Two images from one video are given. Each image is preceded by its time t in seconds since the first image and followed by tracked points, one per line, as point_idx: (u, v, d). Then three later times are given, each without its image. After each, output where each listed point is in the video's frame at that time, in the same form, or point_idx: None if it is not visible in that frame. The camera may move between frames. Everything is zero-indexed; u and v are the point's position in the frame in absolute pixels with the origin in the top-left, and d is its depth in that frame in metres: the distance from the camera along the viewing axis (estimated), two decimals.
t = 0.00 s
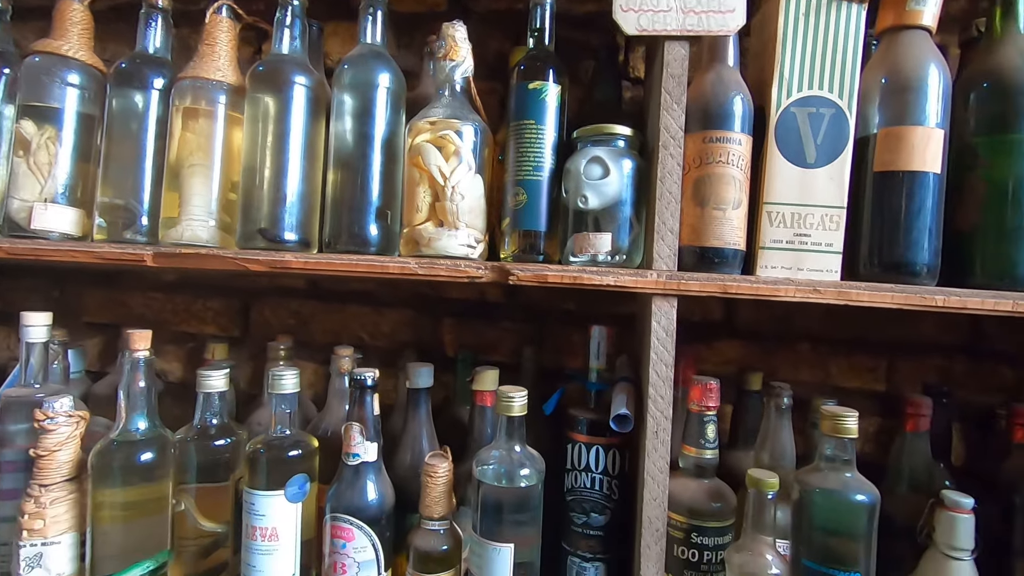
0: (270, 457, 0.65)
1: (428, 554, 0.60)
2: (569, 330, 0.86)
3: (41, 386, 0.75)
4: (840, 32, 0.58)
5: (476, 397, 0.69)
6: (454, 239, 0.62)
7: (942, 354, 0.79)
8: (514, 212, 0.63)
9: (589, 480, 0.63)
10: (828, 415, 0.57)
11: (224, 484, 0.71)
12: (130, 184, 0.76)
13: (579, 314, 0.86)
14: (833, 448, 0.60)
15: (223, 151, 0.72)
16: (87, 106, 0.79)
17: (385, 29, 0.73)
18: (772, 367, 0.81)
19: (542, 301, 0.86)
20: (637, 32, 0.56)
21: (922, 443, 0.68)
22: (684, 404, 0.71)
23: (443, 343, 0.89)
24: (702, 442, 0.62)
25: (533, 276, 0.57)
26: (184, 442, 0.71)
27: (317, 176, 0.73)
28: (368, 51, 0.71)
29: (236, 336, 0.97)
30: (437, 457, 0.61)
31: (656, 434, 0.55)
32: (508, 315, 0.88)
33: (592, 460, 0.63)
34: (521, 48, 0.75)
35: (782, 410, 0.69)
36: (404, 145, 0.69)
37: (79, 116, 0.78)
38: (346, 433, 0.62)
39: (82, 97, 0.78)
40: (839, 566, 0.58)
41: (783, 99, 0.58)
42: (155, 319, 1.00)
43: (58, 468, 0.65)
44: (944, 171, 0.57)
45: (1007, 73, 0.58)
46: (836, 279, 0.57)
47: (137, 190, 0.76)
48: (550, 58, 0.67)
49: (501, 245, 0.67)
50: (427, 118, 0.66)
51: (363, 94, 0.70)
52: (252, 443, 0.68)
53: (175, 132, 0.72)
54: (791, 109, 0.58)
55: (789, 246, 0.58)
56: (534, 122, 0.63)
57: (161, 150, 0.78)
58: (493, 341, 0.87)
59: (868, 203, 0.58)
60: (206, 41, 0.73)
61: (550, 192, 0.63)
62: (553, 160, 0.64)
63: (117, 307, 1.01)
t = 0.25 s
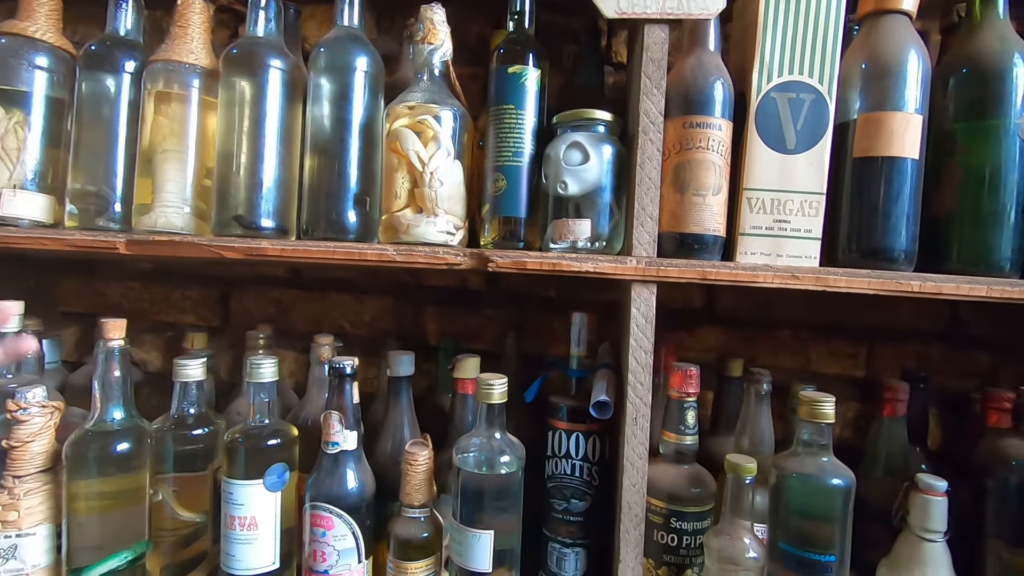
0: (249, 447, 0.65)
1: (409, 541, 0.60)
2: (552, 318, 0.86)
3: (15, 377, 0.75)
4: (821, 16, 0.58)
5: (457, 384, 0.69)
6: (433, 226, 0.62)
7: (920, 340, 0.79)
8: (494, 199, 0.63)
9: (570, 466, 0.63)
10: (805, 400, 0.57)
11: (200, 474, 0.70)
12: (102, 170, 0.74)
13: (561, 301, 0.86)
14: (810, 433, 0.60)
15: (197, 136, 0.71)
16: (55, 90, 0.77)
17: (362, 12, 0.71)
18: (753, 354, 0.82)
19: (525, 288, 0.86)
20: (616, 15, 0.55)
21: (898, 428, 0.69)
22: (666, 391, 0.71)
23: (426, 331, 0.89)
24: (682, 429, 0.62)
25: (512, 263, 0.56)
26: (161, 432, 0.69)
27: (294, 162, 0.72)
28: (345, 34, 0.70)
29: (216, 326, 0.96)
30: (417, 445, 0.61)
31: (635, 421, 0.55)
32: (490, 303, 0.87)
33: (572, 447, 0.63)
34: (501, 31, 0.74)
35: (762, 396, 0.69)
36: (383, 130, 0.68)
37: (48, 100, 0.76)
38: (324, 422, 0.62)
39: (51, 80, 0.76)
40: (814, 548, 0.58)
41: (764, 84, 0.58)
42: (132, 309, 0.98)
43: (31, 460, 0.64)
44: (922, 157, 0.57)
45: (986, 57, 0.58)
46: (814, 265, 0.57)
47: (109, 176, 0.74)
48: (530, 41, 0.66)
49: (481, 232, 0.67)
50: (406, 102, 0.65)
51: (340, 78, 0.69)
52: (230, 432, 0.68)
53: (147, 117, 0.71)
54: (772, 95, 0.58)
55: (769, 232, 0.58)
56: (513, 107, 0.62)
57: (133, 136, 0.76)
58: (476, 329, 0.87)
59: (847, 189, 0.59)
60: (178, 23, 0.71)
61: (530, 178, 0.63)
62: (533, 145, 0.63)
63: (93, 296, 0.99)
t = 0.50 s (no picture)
0: (229, 437, 0.64)
1: (391, 529, 0.60)
2: (536, 306, 0.85)
3: None
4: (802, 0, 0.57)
5: (439, 372, 0.68)
6: (414, 213, 0.61)
7: (900, 326, 0.80)
8: (475, 185, 0.62)
9: (552, 453, 0.63)
10: (785, 386, 0.58)
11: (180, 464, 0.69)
12: (75, 157, 0.72)
13: (545, 289, 0.85)
14: (789, 418, 0.60)
15: (172, 121, 0.70)
16: (26, 75, 0.75)
17: None
18: (736, 341, 0.82)
19: (508, 277, 0.86)
20: None
21: (877, 413, 0.69)
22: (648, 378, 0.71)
23: (409, 320, 0.88)
24: (664, 415, 0.63)
25: (493, 250, 0.56)
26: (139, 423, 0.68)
27: (272, 148, 0.71)
28: (323, 18, 0.69)
29: (197, 315, 0.95)
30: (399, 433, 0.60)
31: (617, 407, 0.55)
32: (474, 292, 0.87)
33: (555, 434, 0.63)
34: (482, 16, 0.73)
35: (743, 382, 0.70)
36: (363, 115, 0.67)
37: (18, 85, 0.74)
38: (305, 411, 0.61)
39: (21, 64, 0.74)
40: (792, 532, 0.59)
41: (745, 69, 0.58)
42: (112, 299, 0.97)
43: (8, 451, 0.63)
44: (902, 143, 0.57)
45: (966, 43, 0.58)
46: (795, 252, 0.57)
47: (82, 163, 0.72)
48: (511, 25, 0.66)
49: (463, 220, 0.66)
50: (385, 87, 0.64)
51: (318, 62, 0.68)
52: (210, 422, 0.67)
53: (120, 102, 0.69)
54: (753, 80, 0.58)
55: (750, 219, 0.58)
56: (494, 92, 0.62)
57: (107, 122, 0.74)
58: (459, 318, 0.87)
59: (828, 175, 0.59)
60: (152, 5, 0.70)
61: (511, 164, 0.62)
62: (514, 131, 0.62)
63: (71, 286, 0.97)
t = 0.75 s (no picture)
0: (218, 431, 0.64)
1: (381, 523, 0.60)
2: (526, 299, 0.85)
3: None
4: None
5: (429, 366, 0.68)
6: (402, 206, 0.61)
7: (888, 318, 0.81)
8: (464, 178, 0.62)
9: (542, 446, 0.63)
10: (773, 377, 0.58)
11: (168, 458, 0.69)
12: (59, 150, 0.72)
13: (536, 282, 0.85)
14: (777, 410, 0.61)
15: (157, 113, 0.69)
16: (7, 66, 0.74)
17: None
18: (725, 333, 0.82)
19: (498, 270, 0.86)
20: None
21: (864, 405, 0.70)
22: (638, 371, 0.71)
23: (400, 314, 0.88)
24: (654, 407, 0.63)
25: (482, 243, 0.56)
26: (127, 417, 0.68)
27: (259, 140, 0.70)
28: (310, 8, 0.68)
29: (186, 309, 0.94)
30: (388, 427, 0.60)
31: (606, 400, 0.55)
32: (464, 285, 0.87)
33: (544, 427, 0.63)
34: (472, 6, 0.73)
35: (732, 373, 0.70)
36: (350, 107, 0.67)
37: None
38: (295, 405, 0.61)
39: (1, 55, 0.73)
40: (779, 523, 0.59)
41: (735, 61, 0.58)
42: (99, 293, 0.96)
43: None
44: (890, 135, 0.57)
45: (954, 35, 0.58)
46: (783, 244, 0.58)
47: (66, 155, 0.71)
48: (500, 16, 0.65)
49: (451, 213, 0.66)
50: (373, 79, 0.63)
51: (305, 53, 0.67)
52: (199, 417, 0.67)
53: (104, 94, 0.68)
54: (742, 72, 0.57)
55: (739, 211, 0.58)
56: (483, 84, 0.61)
57: (91, 114, 0.73)
58: (450, 311, 0.87)
59: (817, 167, 0.59)
60: None
61: (500, 157, 0.62)
62: (503, 123, 0.62)
63: (58, 281, 0.96)
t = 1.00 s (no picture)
0: (213, 428, 0.64)
1: (376, 519, 0.60)
2: (520, 295, 0.85)
3: None
4: None
5: (424, 362, 0.68)
6: (396, 203, 0.61)
7: (879, 313, 0.81)
8: (458, 174, 0.62)
9: (536, 442, 0.63)
10: (765, 373, 0.58)
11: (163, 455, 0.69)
12: (49, 146, 0.71)
13: (530, 279, 0.86)
14: (770, 405, 0.61)
15: (149, 110, 0.68)
16: None
17: None
18: (719, 329, 0.83)
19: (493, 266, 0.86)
20: None
21: (856, 399, 0.71)
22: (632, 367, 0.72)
23: (394, 310, 0.88)
24: (647, 403, 0.63)
25: (476, 240, 0.56)
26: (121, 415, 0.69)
27: (252, 136, 0.70)
28: (302, 4, 0.68)
29: (180, 307, 0.94)
30: (383, 424, 0.61)
31: (599, 396, 0.56)
32: (459, 281, 0.87)
33: (539, 422, 0.63)
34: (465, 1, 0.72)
35: (725, 369, 0.70)
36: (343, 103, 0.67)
37: None
38: (289, 402, 0.61)
39: None
40: (771, 516, 0.59)
41: (728, 58, 0.58)
42: (92, 291, 0.95)
43: None
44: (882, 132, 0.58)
45: (946, 31, 0.59)
46: (776, 240, 0.58)
47: (57, 152, 0.71)
48: (493, 12, 0.65)
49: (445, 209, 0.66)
50: (367, 75, 0.63)
51: (298, 49, 0.67)
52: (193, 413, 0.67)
53: (95, 90, 0.67)
54: (735, 68, 0.58)
55: (732, 208, 0.58)
56: (477, 80, 0.61)
57: (82, 110, 0.73)
58: (444, 308, 0.87)
59: (810, 164, 0.59)
60: None
61: (494, 153, 0.62)
62: (497, 120, 0.62)
63: (50, 279, 0.96)
